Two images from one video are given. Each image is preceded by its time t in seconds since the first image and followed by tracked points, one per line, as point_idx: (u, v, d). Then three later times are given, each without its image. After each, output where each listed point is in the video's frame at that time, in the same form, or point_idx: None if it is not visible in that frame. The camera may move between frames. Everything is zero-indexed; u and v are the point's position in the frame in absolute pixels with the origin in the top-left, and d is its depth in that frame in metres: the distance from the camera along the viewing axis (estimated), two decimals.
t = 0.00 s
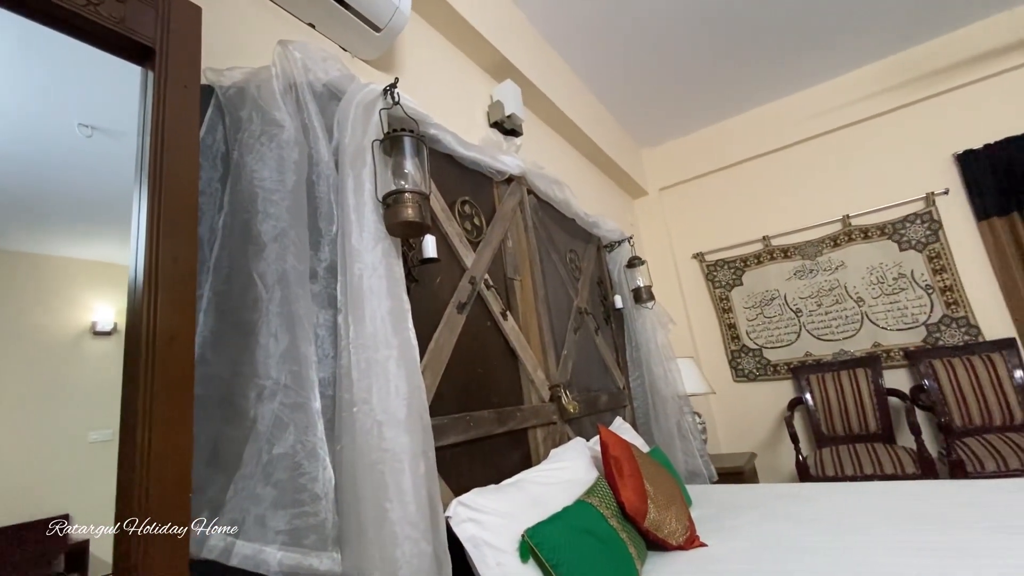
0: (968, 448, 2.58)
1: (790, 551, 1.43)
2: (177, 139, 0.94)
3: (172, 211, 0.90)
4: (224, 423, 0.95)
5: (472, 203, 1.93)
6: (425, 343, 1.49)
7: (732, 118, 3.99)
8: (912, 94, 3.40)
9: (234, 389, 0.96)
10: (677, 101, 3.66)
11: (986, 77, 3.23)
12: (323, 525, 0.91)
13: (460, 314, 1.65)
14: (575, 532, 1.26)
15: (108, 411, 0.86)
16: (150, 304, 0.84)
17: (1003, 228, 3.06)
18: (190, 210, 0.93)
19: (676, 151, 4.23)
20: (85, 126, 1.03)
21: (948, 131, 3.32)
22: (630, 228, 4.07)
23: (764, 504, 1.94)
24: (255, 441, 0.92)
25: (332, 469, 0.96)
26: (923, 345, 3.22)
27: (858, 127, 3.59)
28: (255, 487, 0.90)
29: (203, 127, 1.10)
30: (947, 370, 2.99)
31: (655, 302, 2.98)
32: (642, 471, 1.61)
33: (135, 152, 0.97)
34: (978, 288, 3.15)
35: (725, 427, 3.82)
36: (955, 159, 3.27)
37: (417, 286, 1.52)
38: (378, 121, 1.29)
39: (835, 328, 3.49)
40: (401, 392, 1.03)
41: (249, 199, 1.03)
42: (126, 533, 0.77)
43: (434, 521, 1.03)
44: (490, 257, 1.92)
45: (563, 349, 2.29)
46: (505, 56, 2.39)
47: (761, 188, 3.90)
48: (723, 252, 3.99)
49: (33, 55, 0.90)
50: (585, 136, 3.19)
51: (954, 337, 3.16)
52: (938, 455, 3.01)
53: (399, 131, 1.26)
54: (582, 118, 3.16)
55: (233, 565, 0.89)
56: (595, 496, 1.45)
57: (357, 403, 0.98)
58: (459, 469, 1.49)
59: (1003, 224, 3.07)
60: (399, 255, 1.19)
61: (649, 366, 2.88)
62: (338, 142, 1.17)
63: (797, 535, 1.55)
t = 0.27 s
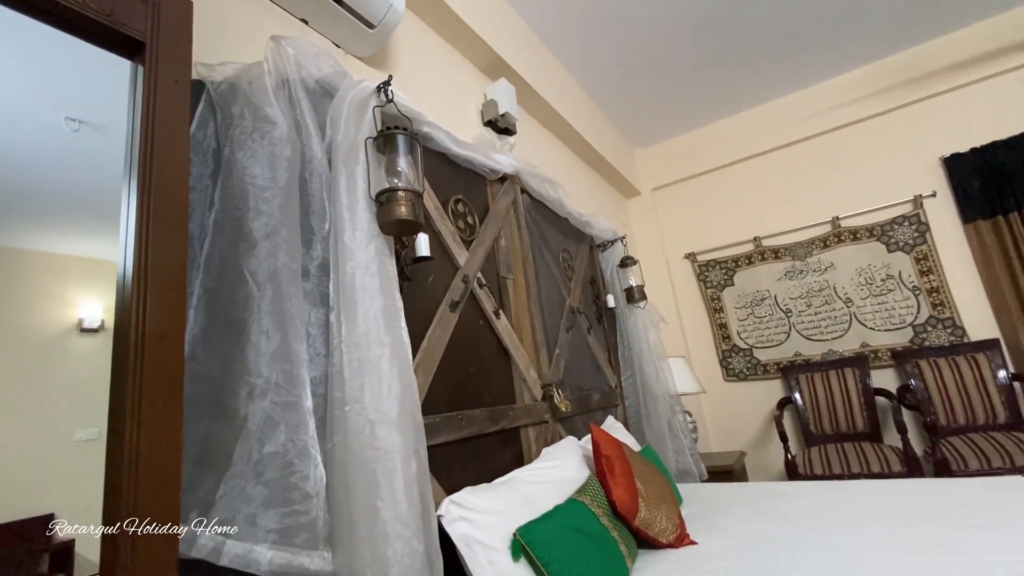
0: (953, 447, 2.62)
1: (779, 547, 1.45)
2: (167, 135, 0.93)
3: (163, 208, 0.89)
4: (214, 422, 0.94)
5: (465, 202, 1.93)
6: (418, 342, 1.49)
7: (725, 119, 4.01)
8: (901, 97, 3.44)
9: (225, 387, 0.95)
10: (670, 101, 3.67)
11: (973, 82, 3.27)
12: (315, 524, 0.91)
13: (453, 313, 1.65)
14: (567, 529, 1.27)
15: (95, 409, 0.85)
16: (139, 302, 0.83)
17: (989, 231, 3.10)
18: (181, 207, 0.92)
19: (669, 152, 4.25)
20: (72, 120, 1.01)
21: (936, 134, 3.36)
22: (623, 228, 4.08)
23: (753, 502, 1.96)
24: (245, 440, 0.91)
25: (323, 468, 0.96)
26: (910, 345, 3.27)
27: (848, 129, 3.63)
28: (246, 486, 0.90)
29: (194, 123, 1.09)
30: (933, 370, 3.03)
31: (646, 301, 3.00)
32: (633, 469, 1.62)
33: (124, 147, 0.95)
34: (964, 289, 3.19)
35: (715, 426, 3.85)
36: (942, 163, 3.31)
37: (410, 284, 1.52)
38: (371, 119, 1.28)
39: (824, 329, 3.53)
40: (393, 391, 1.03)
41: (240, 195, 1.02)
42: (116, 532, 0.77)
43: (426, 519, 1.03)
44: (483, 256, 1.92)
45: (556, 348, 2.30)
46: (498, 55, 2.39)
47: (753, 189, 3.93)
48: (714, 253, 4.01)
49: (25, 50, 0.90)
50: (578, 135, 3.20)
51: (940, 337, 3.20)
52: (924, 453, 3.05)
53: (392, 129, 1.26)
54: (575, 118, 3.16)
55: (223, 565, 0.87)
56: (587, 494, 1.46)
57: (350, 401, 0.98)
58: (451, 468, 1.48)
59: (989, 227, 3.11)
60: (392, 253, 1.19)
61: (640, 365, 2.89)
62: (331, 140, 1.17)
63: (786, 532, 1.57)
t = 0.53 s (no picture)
0: (935, 446, 2.66)
1: (765, 544, 1.47)
2: (153, 128, 0.91)
3: (148, 202, 0.88)
4: (199, 419, 0.92)
5: (456, 199, 1.92)
6: (407, 339, 1.48)
7: (715, 119, 4.04)
8: (888, 100, 3.48)
9: (211, 383, 0.94)
10: (662, 101, 3.69)
11: (959, 86, 3.31)
12: (302, 522, 0.90)
13: (443, 310, 1.64)
14: (555, 526, 1.27)
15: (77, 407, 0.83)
16: (124, 297, 0.82)
17: (972, 233, 3.15)
18: (167, 201, 0.91)
19: (660, 151, 4.27)
20: (55, 110, 0.94)
21: (922, 137, 3.40)
22: (613, 227, 4.09)
23: (739, 499, 1.98)
24: (232, 437, 0.90)
25: (310, 465, 0.95)
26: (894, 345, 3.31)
27: (836, 131, 3.67)
28: (231, 483, 0.89)
29: (180, 116, 1.07)
30: (916, 370, 3.08)
31: (636, 300, 3.01)
32: (621, 466, 1.63)
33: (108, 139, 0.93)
34: (947, 290, 3.24)
35: (703, 424, 3.88)
36: (927, 165, 3.36)
37: (400, 281, 1.51)
38: (362, 114, 1.27)
39: (811, 328, 3.56)
40: (382, 388, 1.02)
41: (227, 189, 1.01)
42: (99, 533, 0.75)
43: (415, 517, 1.02)
44: (473, 253, 1.91)
45: (546, 345, 2.30)
46: (490, 52, 2.38)
47: (742, 189, 3.95)
48: (703, 252, 4.04)
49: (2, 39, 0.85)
50: (570, 134, 3.20)
51: (923, 337, 3.25)
52: (906, 451, 3.10)
53: (383, 124, 1.25)
54: (567, 117, 3.16)
55: (208, 563, 0.87)
56: (575, 491, 1.47)
57: (338, 398, 0.97)
58: (439, 466, 1.48)
59: (972, 230, 3.16)
60: (382, 250, 1.18)
61: (629, 363, 2.91)
62: (321, 134, 1.16)
63: (771, 529, 1.59)
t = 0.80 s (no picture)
0: (915, 444, 2.71)
1: (749, 540, 1.48)
2: (135, 118, 0.89)
3: (130, 193, 0.86)
4: (181, 413, 0.91)
5: (446, 195, 1.91)
6: (395, 335, 1.47)
7: (704, 120, 4.07)
8: (873, 104, 3.54)
9: (194, 379, 0.93)
10: (652, 101, 3.71)
11: (942, 91, 3.37)
12: (286, 519, 0.89)
13: (432, 306, 1.64)
14: (542, 523, 1.27)
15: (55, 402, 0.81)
16: (104, 291, 0.80)
17: (952, 236, 3.21)
18: (150, 193, 0.89)
19: (649, 151, 4.29)
20: (35, 99, 0.96)
21: (905, 141, 3.46)
22: (602, 225, 4.11)
23: (724, 496, 2.00)
24: (215, 433, 0.89)
25: (295, 462, 0.94)
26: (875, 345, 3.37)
27: (823, 134, 3.72)
28: (215, 480, 0.88)
29: (164, 106, 1.05)
30: (897, 369, 3.13)
31: (624, 298, 3.03)
32: (608, 464, 1.64)
33: (89, 129, 0.91)
34: (928, 292, 3.30)
35: (689, 422, 3.91)
36: (911, 169, 3.42)
37: (388, 277, 1.50)
38: (351, 108, 1.26)
39: (795, 328, 3.61)
40: (368, 385, 1.01)
41: (212, 182, 0.99)
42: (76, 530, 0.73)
43: (401, 514, 1.02)
44: (462, 250, 1.91)
45: (534, 343, 2.30)
46: (482, 49, 2.37)
47: (730, 190, 3.99)
48: (691, 252, 4.07)
49: None
50: (561, 132, 3.20)
51: (904, 337, 3.31)
52: (886, 449, 3.16)
53: (372, 118, 1.23)
54: (558, 115, 3.17)
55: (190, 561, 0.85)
56: (562, 488, 1.47)
57: (324, 395, 0.96)
58: (426, 463, 1.47)
59: (953, 232, 3.22)
60: (370, 245, 1.17)
61: (617, 361, 2.92)
62: (309, 128, 1.14)
63: (754, 525, 1.61)
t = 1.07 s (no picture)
0: (890, 442, 2.77)
1: (729, 536, 1.50)
2: (111, 104, 0.87)
3: (105, 181, 0.83)
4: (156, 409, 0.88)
5: (432, 190, 1.90)
6: (379, 331, 1.46)
7: (691, 120, 4.10)
8: (856, 108, 3.60)
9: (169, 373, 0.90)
10: (640, 101, 3.73)
11: (922, 97, 3.44)
12: (265, 515, 0.88)
13: (417, 302, 1.62)
14: (524, 520, 1.28)
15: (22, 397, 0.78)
16: (76, 282, 0.78)
17: (929, 239, 3.28)
18: (127, 182, 0.87)
19: (636, 150, 4.31)
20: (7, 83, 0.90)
21: (886, 145, 3.53)
22: (589, 223, 4.12)
23: (705, 493, 2.02)
24: (192, 428, 0.87)
25: (275, 458, 0.93)
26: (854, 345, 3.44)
27: (807, 136, 3.77)
28: (191, 476, 0.86)
29: (142, 93, 1.02)
30: (874, 368, 3.20)
31: (610, 296, 3.05)
32: (591, 460, 1.64)
33: (62, 114, 0.88)
34: (905, 293, 3.38)
35: (672, 419, 3.95)
36: (890, 173, 3.49)
37: (373, 272, 1.49)
38: (336, 99, 1.24)
39: (776, 327, 3.66)
40: (350, 381, 1.00)
41: (191, 171, 0.97)
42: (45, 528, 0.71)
43: (382, 510, 1.01)
44: (449, 246, 1.90)
45: (520, 340, 2.30)
46: (471, 43, 2.36)
47: (715, 190, 4.03)
48: (676, 251, 4.11)
49: None
50: (549, 129, 3.20)
51: (881, 338, 3.38)
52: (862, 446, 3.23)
53: (357, 110, 1.21)
54: (547, 112, 3.16)
55: (163, 559, 0.83)
56: (545, 485, 1.47)
57: (305, 390, 0.95)
58: (409, 459, 1.47)
59: (930, 235, 3.29)
60: (354, 239, 1.16)
61: (601, 358, 2.94)
62: (292, 119, 1.12)
63: (734, 521, 1.63)
